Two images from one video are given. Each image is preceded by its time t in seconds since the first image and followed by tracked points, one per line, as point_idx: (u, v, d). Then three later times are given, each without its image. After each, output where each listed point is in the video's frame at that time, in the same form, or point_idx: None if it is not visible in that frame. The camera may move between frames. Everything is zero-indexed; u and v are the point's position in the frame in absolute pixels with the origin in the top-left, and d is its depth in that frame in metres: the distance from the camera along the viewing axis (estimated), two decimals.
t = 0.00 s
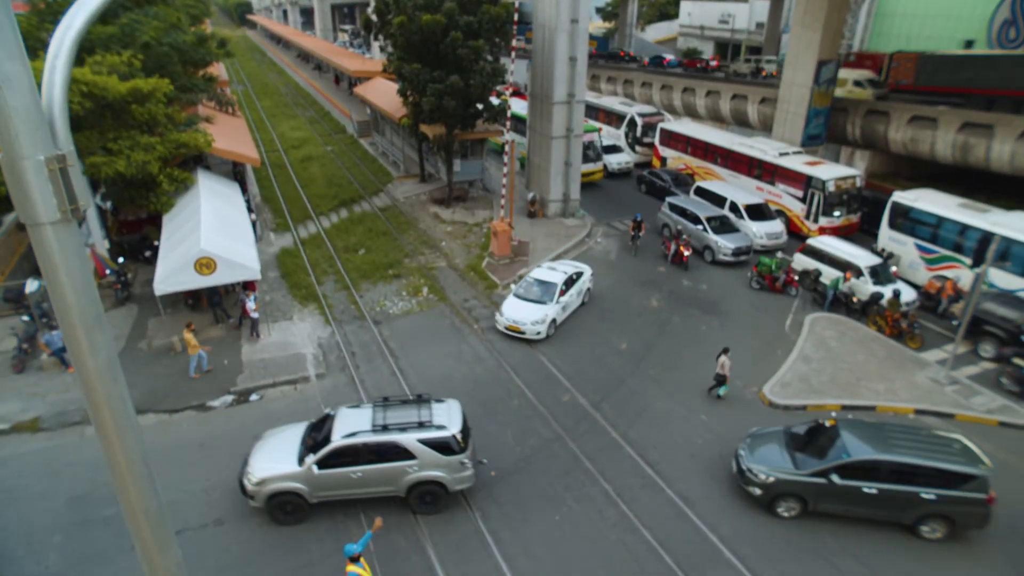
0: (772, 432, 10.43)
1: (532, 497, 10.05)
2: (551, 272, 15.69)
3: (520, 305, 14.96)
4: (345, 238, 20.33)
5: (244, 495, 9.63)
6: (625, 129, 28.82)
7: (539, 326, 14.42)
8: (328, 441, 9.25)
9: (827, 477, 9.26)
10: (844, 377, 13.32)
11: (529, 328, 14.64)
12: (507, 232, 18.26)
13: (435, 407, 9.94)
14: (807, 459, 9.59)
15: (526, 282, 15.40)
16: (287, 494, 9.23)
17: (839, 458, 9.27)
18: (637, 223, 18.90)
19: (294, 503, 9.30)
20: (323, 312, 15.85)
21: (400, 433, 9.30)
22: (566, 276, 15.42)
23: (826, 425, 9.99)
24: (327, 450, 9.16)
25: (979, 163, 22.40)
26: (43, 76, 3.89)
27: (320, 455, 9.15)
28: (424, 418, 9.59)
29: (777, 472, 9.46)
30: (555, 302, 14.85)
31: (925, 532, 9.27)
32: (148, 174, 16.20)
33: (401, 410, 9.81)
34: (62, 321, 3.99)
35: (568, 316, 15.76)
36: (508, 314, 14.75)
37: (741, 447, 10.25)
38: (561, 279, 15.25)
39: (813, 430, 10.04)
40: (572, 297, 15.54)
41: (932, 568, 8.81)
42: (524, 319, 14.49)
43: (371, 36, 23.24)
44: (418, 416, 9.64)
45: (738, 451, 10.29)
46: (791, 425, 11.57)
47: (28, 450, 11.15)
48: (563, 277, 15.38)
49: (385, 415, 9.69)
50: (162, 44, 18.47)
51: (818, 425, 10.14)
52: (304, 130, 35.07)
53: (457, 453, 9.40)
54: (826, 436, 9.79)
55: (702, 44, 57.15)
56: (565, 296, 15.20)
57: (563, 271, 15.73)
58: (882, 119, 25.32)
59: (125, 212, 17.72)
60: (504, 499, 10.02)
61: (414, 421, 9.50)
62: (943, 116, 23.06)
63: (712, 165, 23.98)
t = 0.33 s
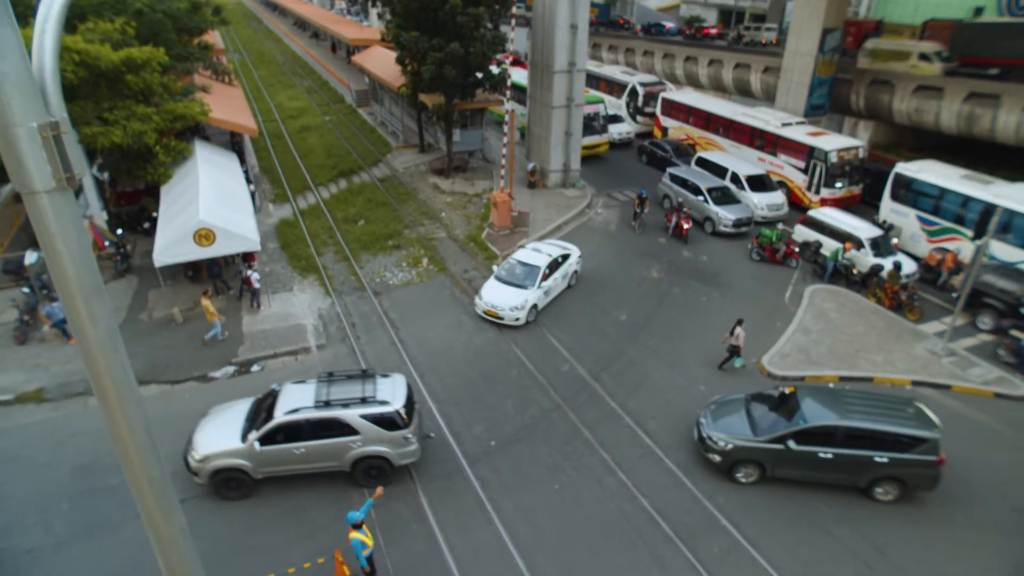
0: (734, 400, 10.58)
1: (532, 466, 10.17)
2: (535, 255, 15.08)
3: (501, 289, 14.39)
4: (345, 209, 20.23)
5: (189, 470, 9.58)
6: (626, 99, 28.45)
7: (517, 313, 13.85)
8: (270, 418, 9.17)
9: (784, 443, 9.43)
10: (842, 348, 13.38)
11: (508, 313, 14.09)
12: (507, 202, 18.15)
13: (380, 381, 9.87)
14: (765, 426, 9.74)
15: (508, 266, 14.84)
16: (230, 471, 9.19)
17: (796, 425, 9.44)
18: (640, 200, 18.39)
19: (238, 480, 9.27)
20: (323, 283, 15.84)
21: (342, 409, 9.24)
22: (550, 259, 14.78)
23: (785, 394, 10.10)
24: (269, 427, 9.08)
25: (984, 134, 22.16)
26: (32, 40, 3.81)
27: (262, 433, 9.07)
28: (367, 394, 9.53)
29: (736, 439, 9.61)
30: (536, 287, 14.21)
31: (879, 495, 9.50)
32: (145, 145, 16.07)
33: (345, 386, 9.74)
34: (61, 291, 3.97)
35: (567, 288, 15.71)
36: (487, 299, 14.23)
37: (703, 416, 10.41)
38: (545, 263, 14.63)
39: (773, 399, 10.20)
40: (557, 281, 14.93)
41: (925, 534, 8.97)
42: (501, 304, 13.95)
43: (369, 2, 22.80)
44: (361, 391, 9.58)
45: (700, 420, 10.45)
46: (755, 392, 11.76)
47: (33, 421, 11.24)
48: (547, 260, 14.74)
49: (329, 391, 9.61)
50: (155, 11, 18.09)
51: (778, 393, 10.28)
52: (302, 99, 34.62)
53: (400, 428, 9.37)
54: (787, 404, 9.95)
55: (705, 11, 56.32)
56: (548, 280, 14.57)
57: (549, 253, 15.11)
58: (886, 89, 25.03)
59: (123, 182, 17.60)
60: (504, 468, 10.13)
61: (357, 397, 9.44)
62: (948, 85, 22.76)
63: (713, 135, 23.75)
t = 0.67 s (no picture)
0: (699, 369, 10.64)
1: (531, 437, 10.28)
2: (515, 237, 14.48)
3: (476, 272, 13.89)
4: (344, 180, 20.10)
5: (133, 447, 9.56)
6: (628, 69, 28.05)
7: (490, 298, 13.36)
8: (212, 393, 9.16)
9: (747, 414, 9.52)
10: (841, 321, 13.42)
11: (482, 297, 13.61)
12: (507, 173, 18.02)
13: (324, 356, 9.92)
14: (728, 396, 9.83)
15: (486, 249, 14.33)
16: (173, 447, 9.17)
17: (760, 395, 9.53)
18: (644, 178, 17.93)
19: (182, 456, 9.26)
20: (323, 255, 15.82)
21: (284, 383, 9.25)
22: (529, 243, 14.18)
23: (753, 361, 10.29)
24: (210, 403, 9.07)
25: (990, 105, 21.87)
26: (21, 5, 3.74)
27: (203, 408, 9.06)
28: (310, 368, 9.56)
29: (700, 410, 9.67)
30: (513, 272, 13.64)
31: (839, 461, 9.67)
32: (141, 116, 15.94)
33: (289, 361, 9.76)
34: (60, 262, 3.96)
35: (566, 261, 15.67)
36: (461, 282, 13.76)
37: (667, 386, 10.47)
38: (524, 247, 14.04)
39: (739, 369, 10.28)
40: (536, 265, 14.31)
41: (919, 504, 9.11)
42: (475, 288, 13.48)
43: None
44: (304, 366, 9.60)
45: (665, 389, 10.52)
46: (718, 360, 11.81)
47: (36, 392, 11.34)
48: (525, 245, 14.14)
49: (271, 366, 9.62)
50: None
51: (746, 361, 10.41)
52: (299, 69, 34.13)
53: (344, 402, 9.40)
54: (753, 375, 10.04)
55: None
56: (526, 265, 13.98)
57: (529, 236, 14.51)
58: (891, 59, 24.69)
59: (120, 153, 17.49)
60: (504, 439, 10.23)
61: (300, 371, 9.47)
62: (955, 55, 22.42)
63: (715, 106, 23.49)
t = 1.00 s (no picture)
0: (664, 347, 10.65)
1: (530, 414, 10.35)
2: (494, 226, 13.92)
3: (450, 260, 13.38)
4: (343, 157, 19.96)
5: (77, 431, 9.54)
6: (629, 45, 27.71)
7: (462, 288, 12.85)
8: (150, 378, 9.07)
9: (710, 391, 9.59)
10: (841, 299, 13.42)
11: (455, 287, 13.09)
12: (507, 151, 17.91)
13: (267, 340, 9.75)
14: (692, 374, 9.88)
15: (463, 237, 13.83)
16: (114, 432, 9.13)
17: (723, 373, 9.61)
18: (649, 161, 17.31)
19: (124, 440, 9.23)
20: (322, 233, 15.77)
21: (223, 368, 9.12)
22: (506, 233, 13.59)
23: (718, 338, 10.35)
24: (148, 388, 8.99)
25: (995, 82, 21.59)
26: None
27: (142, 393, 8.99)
28: (251, 352, 9.41)
29: (664, 388, 9.72)
30: (489, 262, 13.14)
31: (803, 435, 9.81)
32: (138, 93, 15.80)
33: (231, 344, 9.60)
34: (58, 238, 3.93)
35: (565, 239, 15.63)
36: (434, 270, 13.28)
37: (633, 364, 10.53)
38: (501, 237, 13.46)
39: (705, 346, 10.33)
40: (514, 256, 13.72)
41: (915, 480, 9.20)
42: (447, 277, 12.97)
43: None
44: (244, 349, 9.46)
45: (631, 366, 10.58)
46: (685, 338, 11.84)
47: (37, 370, 11.37)
48: (503, 234, 13.56)
49: (212, 349, 9.47)
50: None
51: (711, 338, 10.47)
52: (296, 45, 33.69)
53: (285, 387, 9.30)
54: (716, 352, 10.11)
55: None
56: (503, 255, 13.41)
57: (509, 224, 13.94)
58: (897, 35, 24.35)
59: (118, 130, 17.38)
60: (504, 416, 10.29)
61: (239, 355, 9.32)
62: (962, 31, 22.12)
63: (717, 83, 23.24)
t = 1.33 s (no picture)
0: (632, 327, 10.70)
1: (530, 394, 10.39)
2: (471, 218, 13.42)
3: (423, 253, 12.89)
4: (342, 137, 19.82)
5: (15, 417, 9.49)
6: (631, 24, 27.40)
7: (433, 283, 12.35)
8: (87, 363, 9.07)
9: (676, 368, 9.63)
10: (841, 281, 13.41)
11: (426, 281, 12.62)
12: (507, 131, 17.80)
13: (206, 326, 9.72)
14: (657, 352, 9.93)
15: (439, 229, 13.37)
16: (49, 418, 9.10)
17: (688, 350, 9.66)
18: (656, 146, 16.97)
19: (60, 426, 9.20)
20: (322, 213, 15.72)
21: (159, 353, 9.08)
22: (482, 227, 13.08)
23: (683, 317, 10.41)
24: (85, 373, 8.99)
25: (1000, 63, 21.39)
26: None
27: (78, 378, 8.98)
28: (188, 339, 9.37)
29: (630, 366, 9.76)
30: (461, 256, 12.66)
31: (769, 412, 9.90)
32: (134, 73, 15.64)
33: (170, 330, 9.58)
34: (56, 218, 3.91)
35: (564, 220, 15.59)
36: (406, 263, 12.79)
37: (601, 343, 10.55)
38: (477, 230, 12.97)
39: (672, 325, 10.39)
40: (490, 249, 13.23)
41: (912, 461, 9.27)
42: (418, 271, 12.49)
43: None
44: (182, 336, 9.42)
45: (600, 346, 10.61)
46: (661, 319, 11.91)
47: (37, 351, 11.40)
48: (479, 227, 13.05)
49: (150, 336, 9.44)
50: None
51: (678, 318, 10.53)
52: (294, 24, 33.26)
53: (223, 372, 9.28)
54: (682, 331, 10.17)
55: None
56: (478, 250, 12.93)
57: (486, 216, 13.44)
58: (901, 14, 24.06)
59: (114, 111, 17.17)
60: (503, 397, 10.34)
61: (177, 341, 9.28)
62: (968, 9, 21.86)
63: (719, 63, 23.00)
